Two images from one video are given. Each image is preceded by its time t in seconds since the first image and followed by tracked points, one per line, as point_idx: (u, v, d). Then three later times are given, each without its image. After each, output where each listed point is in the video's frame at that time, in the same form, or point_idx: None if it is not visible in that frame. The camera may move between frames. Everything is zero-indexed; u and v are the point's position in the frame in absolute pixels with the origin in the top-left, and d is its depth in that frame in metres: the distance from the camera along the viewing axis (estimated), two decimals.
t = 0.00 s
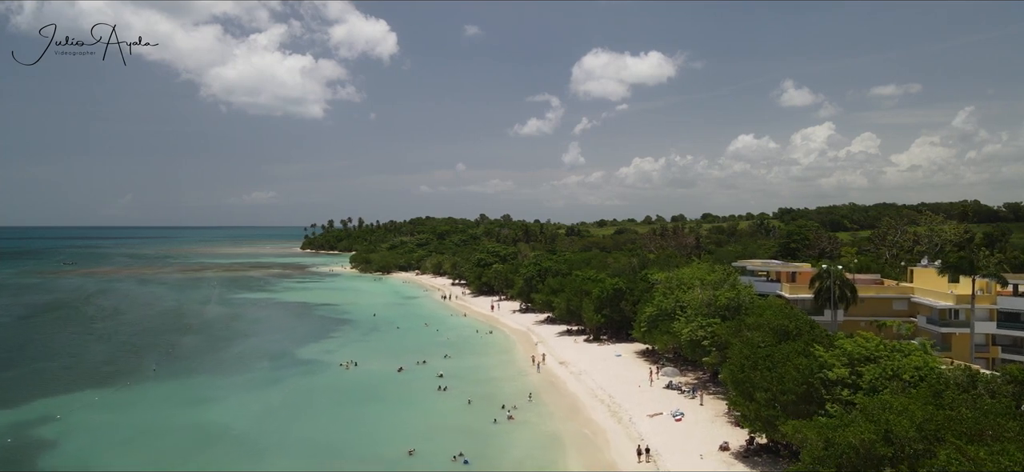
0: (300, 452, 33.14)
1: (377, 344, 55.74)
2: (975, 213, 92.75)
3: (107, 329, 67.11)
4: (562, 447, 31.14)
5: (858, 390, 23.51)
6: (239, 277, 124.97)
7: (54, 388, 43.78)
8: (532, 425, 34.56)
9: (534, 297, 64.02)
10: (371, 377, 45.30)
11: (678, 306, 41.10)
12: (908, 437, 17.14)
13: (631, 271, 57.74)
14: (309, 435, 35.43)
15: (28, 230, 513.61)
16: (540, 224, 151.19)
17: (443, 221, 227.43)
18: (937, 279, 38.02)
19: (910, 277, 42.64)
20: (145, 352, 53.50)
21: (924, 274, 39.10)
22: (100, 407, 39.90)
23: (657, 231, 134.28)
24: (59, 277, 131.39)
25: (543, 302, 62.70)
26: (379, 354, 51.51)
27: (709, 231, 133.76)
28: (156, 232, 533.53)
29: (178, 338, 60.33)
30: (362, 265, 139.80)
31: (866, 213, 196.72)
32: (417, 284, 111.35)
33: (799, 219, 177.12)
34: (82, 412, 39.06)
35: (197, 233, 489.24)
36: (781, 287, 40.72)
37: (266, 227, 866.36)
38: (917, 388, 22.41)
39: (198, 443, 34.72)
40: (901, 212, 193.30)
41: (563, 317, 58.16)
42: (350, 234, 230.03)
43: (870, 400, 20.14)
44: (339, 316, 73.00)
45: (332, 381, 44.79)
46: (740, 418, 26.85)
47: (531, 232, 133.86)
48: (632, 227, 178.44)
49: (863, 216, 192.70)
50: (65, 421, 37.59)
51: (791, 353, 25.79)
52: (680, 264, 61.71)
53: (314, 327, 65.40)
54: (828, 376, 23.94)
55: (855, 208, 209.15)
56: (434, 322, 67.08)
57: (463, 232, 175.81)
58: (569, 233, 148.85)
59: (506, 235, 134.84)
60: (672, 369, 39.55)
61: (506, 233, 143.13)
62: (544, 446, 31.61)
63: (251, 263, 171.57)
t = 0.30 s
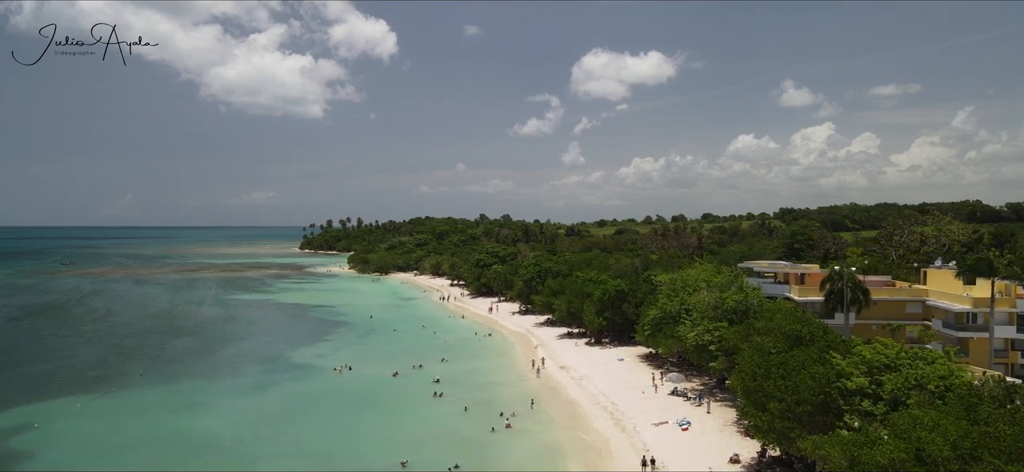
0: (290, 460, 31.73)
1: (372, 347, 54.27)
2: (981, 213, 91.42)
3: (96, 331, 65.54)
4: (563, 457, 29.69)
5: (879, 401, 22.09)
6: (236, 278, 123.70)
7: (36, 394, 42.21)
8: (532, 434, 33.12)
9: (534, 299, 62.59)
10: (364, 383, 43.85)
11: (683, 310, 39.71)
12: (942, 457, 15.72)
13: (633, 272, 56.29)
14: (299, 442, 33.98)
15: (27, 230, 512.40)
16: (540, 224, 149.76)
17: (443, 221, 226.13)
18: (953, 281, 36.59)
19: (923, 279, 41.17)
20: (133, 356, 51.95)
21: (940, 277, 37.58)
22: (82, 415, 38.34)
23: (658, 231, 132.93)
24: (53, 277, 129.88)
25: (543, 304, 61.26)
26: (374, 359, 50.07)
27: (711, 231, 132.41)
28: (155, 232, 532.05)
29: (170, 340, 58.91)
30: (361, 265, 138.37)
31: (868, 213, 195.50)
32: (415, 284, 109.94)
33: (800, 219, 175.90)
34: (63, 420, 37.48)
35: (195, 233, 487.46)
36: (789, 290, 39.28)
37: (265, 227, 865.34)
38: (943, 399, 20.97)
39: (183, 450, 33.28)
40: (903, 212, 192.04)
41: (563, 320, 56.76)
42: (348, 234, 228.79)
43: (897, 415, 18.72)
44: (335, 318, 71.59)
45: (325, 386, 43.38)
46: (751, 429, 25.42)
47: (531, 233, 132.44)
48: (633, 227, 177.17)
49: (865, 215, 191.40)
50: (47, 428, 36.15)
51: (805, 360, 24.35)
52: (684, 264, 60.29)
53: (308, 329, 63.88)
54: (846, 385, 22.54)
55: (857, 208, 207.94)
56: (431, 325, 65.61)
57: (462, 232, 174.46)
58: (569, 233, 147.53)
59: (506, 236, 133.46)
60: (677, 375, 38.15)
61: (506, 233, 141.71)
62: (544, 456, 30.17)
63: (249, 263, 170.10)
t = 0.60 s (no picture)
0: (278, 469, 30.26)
1: (367, 351, 52.83)
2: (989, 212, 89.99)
3: (86, 334, 63.97)
4: (564, 468, 28.28)
5: (902, 414, 20.67)
6: (232, 278, 122.34)
7: (16, 400, 40.64)
8: (531, 443, 31.68)
9: (534, 300, 61.13)
10: (358, 388, 42.39)
11: (689, 313, 38.30)
12: None
13: (635, 273, 54.83)
14: (288, 451, 32.48)
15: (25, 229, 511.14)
16: (540, 224, 148.36)
17: (442, 221, 224.72)
18: (970, 284, 35.06)
19: (937, 280, 39.64)
20: (120, 360, 50.40)
21: (956, 278, 35.95)
22: (62, 422, 36.78)
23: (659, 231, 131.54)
24: (48, 277, 128.40)
25: (543, 306, 59.80)
26: (369, 363, 48.60)
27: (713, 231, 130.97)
28: (154, 232, 530.73)
29: (161, 343, 57.56)
30: (359, 266, 136.90)
31: (870, 212, 194.13)
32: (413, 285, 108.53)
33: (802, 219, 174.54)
34: (41, 427, 35.92)
35: (195, 233, 486.62)
36: (799, 292, 37.87)
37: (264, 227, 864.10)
38: (972, 413, 19.56)
39: (166, 458, 31.80)
40: (905, 212, 190.65)
41: (564, 322, 55.34)
42: (347, 234, 227.48)
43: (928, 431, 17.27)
44: (331, 320, 70.18)
45: (318, 391, 41.96)
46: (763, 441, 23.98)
47: (530, 233, 130.97)
48: (634, 226, 175.78)
49: (867, 216, 190.01)
50: (23, 436, 34.56)
51: (822, 368, 22.87)
52: (688, 265, 58.82)
53: (302, 332, 62.37)
54: (866, 396, 21.09)
55: (858, 208, 206.66)
56: (429, 327, 64.15)
57: (462, 232, 173.05)
58: (569, 233, 146.16)
59: (505, 236, 132.07)
60: (682, 381, 36.73)
61: (505, 233, 140.29)
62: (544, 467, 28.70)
63: (246, 263, 168.69)
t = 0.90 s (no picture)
0: None
1: (361, 354, 51.42)
2: (996, 211, 88.45)
3: (74, 337, 62.53)
4: None
5: (929, 428, 19.27)
6: (228, 278, 120.79)
7: None
8: (530, 453, 30.24)
9: (534, 302, 59.70)
10: (351, 393, 40.97)
11: (694, 316, 36.89)
12: None
13: (638, 274, 53.42)
14: (275, 460, 31.00)
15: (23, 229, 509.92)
16: (540, 224, 147.02)
17: (441, 220, 223.26)
18: (988, 286, 33.53)
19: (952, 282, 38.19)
20: (106, 364, 48.93)
21: (974, 280, 34.44)
22: (40, 431, 35.32)
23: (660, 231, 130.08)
24: (44, 278, 127.18)
25: (542, 308, 58.38)
26: (363, 367, 47.15)
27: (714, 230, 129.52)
28: (153, 232, 528.94)
29: (150, 345, 56.11)
30: (356, 266, 135.52)
31: (872, 212, 192.67)
32: (411, 285, 107.13)
33: (803, 219, 173.17)
34: (18, 437, 34.46)
35: (193, 232, 484.43)
36: (808, 294, 36.50)
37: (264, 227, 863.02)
38: (1006, 428, 18.18)
39: (147, 468, 30.35)
40: (906, 211, 189.21)
41: (564, 324, 53.91)
42: (345, 234, 226.00)
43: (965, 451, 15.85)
44: (326, 321, 68.70)
45: (309, 397, 40.51)
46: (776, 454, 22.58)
47: (530, 232, 129.47)
48: (634, 226, 174.41)
49: (869, 215, 188.57)
50: None
51: (840, 377, 21.45)
52: (692, 266, 57.34)
53: (296, 334, 60.98)
54: (890, 408, 19.68)
55: (860, 208, 205.38)
56: (425, 329, 62.73)
57: (461, 232, 171.60)
58: (569, 233, 144.74)
59: (504, 235, 130.58)
60: (687, 387, 35.33)
61: (504, 233, 138.80)
62: None
63: (243, 263, 167.40)
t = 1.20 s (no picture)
0: None
1: (356, 358, 50.00)
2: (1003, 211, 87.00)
3: (61, 339, 61.02)
4: None
5: (960, 445, 17.85)
6: (224, 279, 119.24)
7: None
8: (528, 464, 28.77)
9: (533, 304, 58.24)
10: (343, 399, 39.52)
11: (700, 320, 35.53)
12: None
13: (640, 275, 51.97)
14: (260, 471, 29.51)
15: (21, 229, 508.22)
16: (540, 224, 145.49)
17: (440, 220, 221.69)
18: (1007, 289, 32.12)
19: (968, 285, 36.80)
20: (91, 368, 47.42)
21: (991, 283, 33.10)
22: (17, 439, 33.89)
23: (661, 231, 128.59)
24: (37, 278, 125.58)
25: (542, 310, 56.92)
26: (356, 372, 45.64)
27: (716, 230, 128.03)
28: (152, 232, 526.94)
29: (138, 348, 54.64)
30: (354, 266, 134.02)
31: (874, 212, 191.18)
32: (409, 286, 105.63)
33: (806, 219, 171.54)
34: None
35: (193, 232, 482.43)
36: (819, 298, 35.07)
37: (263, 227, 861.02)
38: None
39: None
40: (908, 211, 187.82)
41: (564, 327, 52.47)
42: (344, 234, 224.40)
43: None
44: (321, 323, 67.21)
45: (300, 404, 39.04)
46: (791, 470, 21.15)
47: (530, 232, 127.93)
48: (634, 226, 172.89)
49: (870, 215, 187.04)
50: None
51: (861, 388, 20.01)
52: (695, 267, 55.88)
53: (289, 336, 59.52)
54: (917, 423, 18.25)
55: (862, 207, 203.71)
56: (422, 331, 61.25)
57: (459, 232, 170.05)
58: (569, 233, 143.27)
59: (504, 235, 129.04)
60: (693, 394, 33.91)
61: (504, 233, 137.26)
62: None
63: (240, 263, 165.83)
